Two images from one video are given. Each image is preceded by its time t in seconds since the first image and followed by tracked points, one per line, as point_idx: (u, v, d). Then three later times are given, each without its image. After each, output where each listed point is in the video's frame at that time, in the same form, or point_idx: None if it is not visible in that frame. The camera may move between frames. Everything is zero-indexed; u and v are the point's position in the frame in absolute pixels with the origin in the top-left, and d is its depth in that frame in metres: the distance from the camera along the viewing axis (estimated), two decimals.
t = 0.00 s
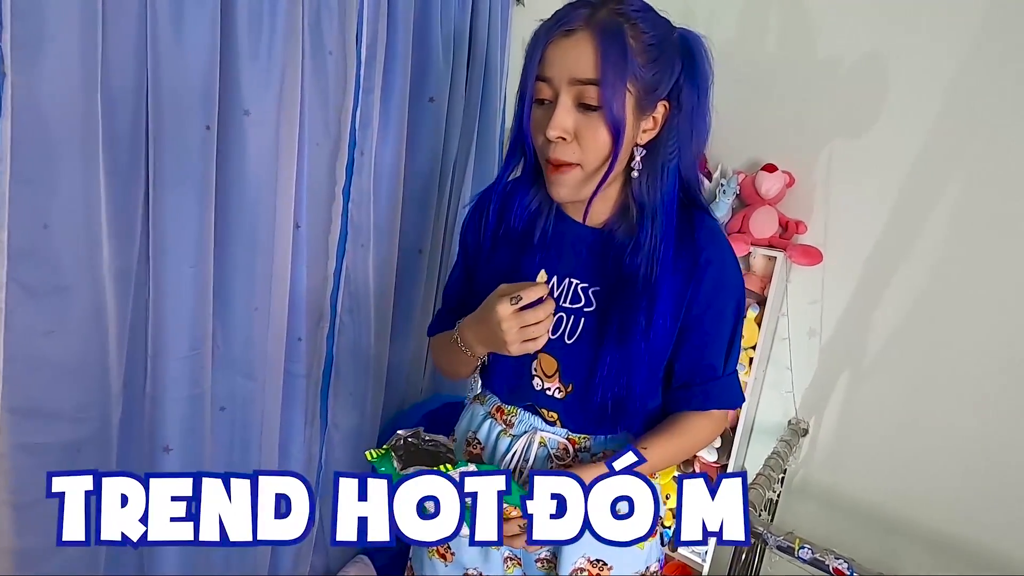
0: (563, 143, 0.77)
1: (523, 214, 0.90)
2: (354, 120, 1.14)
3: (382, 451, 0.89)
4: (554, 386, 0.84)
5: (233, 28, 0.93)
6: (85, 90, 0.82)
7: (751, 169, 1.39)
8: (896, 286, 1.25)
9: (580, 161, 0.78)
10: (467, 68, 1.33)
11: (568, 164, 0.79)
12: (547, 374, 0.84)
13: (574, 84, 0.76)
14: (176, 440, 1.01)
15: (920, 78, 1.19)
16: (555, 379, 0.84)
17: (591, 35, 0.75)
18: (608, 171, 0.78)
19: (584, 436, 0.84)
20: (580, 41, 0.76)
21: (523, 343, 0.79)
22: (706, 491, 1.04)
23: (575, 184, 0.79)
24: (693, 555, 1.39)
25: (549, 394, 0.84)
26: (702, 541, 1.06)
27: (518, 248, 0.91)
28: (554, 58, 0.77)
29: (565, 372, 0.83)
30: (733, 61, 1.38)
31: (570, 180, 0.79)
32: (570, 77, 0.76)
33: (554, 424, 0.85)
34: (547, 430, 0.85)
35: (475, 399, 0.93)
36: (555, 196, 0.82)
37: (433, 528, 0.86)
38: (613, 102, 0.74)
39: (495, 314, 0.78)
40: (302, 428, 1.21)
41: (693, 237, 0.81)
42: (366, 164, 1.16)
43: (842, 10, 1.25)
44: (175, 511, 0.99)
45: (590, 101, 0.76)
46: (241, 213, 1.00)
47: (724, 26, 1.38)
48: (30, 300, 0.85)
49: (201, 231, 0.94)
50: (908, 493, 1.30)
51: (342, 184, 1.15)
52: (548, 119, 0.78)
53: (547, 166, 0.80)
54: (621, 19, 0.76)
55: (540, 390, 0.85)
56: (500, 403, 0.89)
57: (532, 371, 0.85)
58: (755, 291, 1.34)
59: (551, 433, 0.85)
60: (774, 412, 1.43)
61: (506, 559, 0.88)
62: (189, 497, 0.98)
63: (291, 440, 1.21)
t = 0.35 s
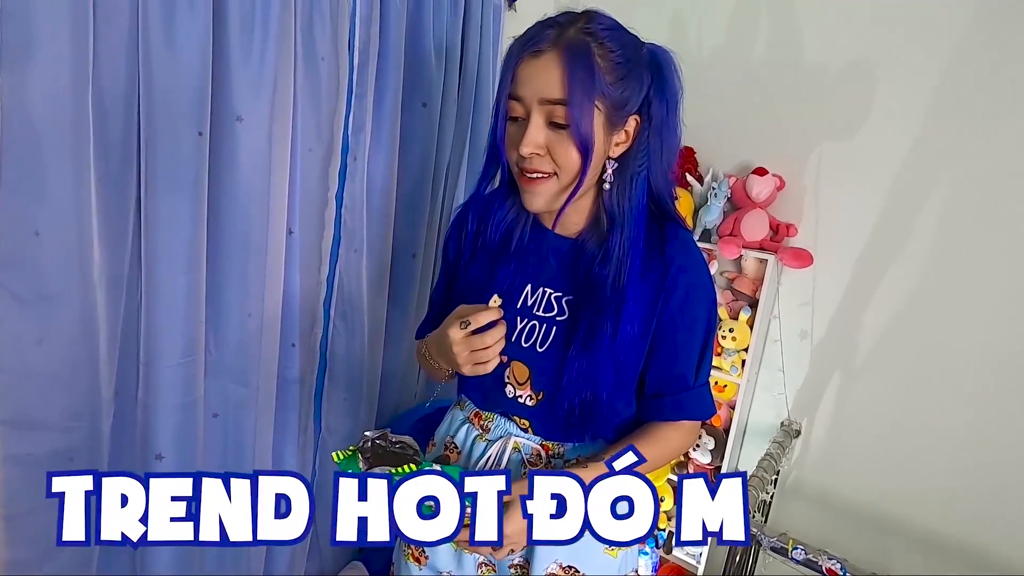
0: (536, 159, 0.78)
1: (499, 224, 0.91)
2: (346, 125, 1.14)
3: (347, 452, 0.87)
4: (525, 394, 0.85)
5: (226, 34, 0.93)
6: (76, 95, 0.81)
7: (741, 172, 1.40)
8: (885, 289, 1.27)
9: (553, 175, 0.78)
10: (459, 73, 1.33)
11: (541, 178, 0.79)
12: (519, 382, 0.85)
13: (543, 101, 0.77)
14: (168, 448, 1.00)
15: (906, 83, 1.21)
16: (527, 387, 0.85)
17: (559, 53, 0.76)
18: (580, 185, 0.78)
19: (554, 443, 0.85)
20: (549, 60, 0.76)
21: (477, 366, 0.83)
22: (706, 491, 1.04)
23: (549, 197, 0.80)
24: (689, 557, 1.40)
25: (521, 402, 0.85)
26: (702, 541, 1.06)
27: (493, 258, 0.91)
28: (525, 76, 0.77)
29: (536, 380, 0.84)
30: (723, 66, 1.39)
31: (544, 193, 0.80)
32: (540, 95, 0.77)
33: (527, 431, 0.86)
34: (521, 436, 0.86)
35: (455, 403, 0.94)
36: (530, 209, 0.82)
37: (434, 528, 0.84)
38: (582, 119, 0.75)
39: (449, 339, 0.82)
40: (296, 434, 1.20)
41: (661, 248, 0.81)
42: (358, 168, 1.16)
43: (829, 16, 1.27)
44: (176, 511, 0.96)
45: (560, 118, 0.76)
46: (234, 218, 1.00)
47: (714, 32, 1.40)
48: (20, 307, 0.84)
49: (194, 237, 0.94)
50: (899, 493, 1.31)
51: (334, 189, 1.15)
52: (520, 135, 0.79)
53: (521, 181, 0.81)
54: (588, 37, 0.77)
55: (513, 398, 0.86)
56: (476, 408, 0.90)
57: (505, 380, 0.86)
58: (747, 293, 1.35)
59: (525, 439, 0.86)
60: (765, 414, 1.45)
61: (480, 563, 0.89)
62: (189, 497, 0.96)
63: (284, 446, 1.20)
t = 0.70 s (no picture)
0: (541, 152, 0.78)
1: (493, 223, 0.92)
2: (339, 128, 1.14)
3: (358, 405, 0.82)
4: (524, 389, 0.85)
5: (217, 40, 0.93)
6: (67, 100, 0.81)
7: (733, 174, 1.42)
8: (876, 289, 1.28)
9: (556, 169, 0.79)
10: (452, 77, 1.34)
11: (544, 173, 0.80)
12: (518, 377, 0.86)
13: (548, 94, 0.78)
14: (162, 454, 0.99)
15: (894, 86, 1.23)
16: (525, 382, 0.85)
17: (567, 49, 0.77)
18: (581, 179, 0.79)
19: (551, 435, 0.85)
20: (557, 54, 0.77)
21: (457, 350, 0.86)
22: (706, 491, 1.05)
23: (551, 191, 0.81)
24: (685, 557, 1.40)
25: (520, 397, 0.86)
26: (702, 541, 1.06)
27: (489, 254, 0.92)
28: (531, 70, 0.78)
29: (535, 376, 0.85)
30: (714, 69, 1.41)
31: (547, 186, 0.80)
32: (547, 89, 0.77)
33: (526, 428, 0.87)
34: (520, 436, 0.87)
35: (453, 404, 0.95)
36: (530, 202, 0.83)
37: (433, 527, 0.84)
38: (587, 113, 0.76)
39: (430, 322, 0.86)
40: (291, 439, 1.20)
41: (652, 239, 0.82)
42: (352, 172, 1.16)
43: (818, 20, 1.28)
44: (175, 511, 0.96)
45: (566, 113, 0.77)
46: (227, 223, 1.00)
47: (705, 36, 1.41)
48: (10, 314, 0.83)
49: (186, 242, 0.94)
50: (893, 492, 1.32)
51: (327, 192, 1.15)
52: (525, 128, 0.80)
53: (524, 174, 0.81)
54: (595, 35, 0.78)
55: (512, 393, 0.87)
56: (475, 409, 0.90)
57: (504, 375, 0.87)
58: (740, 294, 1.36)
59: (524, 438, 0.87)
60: (760, 414, 1.45)
61: (479, 564, 0.89)
62: (189, 497, 0.95)
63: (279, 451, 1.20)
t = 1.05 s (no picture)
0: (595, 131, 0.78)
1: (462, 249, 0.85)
2: (333, 132, 1.14)
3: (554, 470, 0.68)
4: (569, 397, 0.83)
5: (211, 44, 0.93)
6: (59, 102, 0.80)
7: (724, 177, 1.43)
8: (868, 291, 1.30)
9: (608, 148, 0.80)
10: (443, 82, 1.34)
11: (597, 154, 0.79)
12: (564, 387, 0.83)
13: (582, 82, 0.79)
14: (155, 458, 0.99)
15: (884, 90, 1.24)
16: (570, 391, 0.83)
17: (582, 35, 0.81)
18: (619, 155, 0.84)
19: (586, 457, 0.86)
20: (577, 40, 0.80)
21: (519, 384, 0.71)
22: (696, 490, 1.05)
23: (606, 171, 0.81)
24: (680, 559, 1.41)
25: (565, 405, 0.83)
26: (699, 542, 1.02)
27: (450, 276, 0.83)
28: (555, 55, 0.79)
29: (579, 381, 0.82)
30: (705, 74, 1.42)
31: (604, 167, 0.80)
32: (581, 70, 0.79)
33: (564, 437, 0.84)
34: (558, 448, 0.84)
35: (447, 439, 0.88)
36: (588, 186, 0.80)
37: (468, 511, 0.84)
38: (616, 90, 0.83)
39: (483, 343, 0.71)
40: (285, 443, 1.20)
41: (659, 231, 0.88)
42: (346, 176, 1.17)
43: (808, 26, 1.30)
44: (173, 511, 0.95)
45: (601, 93, 0.81)
46: (220, 226, 1.00)
47: (696, 41, 1.42)
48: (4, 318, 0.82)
49: (180, 246, 0.93)
50: (888, 491, 1.33)
51: (320, 196, 1.15)
52: (570, 113, 0.78)
53: (580, 162, 0.78)
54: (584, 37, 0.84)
55: (555, 403, 0.83)
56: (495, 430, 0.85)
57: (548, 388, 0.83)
58: (733, 295, 1.38)
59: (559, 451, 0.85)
60: (753, 415, 1.46)
61: None
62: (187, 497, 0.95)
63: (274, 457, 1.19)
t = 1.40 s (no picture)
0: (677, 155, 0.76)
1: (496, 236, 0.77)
2: (323, 132, 1.14)
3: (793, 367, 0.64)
4: (643, 422, 0.78)
5: (199, 42, 0.94)
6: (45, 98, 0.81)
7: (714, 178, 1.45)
8: (856, 289, 1.31)
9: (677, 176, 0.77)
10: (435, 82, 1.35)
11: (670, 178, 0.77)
12: (636, 410, 0.78)
13: (627, 108, 0.77)
14: (143, 456, 0.99)
15: (870, 90, 1.26)
16: (644, 415, 0.78)
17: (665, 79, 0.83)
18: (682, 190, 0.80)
19: (646, 451, 0.79)
20: (662, 81, 0.81)
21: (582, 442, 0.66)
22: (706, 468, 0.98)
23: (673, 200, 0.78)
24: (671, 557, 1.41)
25: (638, 430, 0.78)
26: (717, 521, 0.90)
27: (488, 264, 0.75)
28: (652, 90, 0.79)
29: (652, 407, 0.79)
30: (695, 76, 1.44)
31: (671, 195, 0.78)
32: (669, 107, 0.80)
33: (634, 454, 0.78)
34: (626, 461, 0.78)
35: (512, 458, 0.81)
36: (651, 212, 0.77)
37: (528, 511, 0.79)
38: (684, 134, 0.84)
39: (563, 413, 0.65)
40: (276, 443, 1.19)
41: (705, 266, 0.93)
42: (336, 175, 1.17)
43: (795, 27, 1.32)
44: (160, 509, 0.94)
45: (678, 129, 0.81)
46: (209, 224, 1.00)
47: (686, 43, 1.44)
48: None
49: (168, 244, 0.94)
50: (878, 489, 1.33)
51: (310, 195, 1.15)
52: (660, 136, 0.76)
53: (654, 183, 0.76)
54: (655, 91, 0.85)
55: (631, 429, 0.77)
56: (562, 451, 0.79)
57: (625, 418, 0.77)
58: (723, 295, 1.39)
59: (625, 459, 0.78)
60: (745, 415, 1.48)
61: None
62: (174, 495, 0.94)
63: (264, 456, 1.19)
